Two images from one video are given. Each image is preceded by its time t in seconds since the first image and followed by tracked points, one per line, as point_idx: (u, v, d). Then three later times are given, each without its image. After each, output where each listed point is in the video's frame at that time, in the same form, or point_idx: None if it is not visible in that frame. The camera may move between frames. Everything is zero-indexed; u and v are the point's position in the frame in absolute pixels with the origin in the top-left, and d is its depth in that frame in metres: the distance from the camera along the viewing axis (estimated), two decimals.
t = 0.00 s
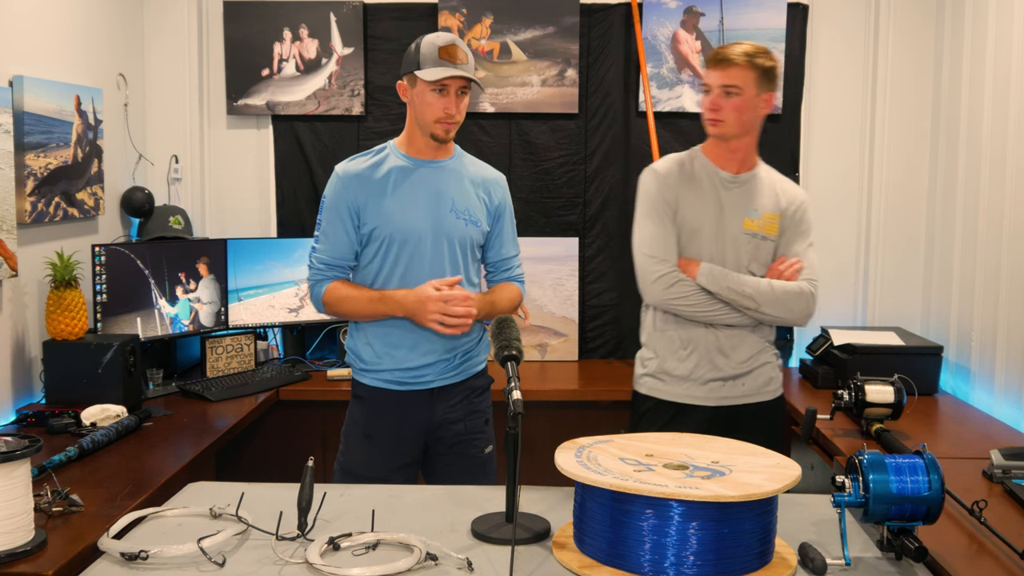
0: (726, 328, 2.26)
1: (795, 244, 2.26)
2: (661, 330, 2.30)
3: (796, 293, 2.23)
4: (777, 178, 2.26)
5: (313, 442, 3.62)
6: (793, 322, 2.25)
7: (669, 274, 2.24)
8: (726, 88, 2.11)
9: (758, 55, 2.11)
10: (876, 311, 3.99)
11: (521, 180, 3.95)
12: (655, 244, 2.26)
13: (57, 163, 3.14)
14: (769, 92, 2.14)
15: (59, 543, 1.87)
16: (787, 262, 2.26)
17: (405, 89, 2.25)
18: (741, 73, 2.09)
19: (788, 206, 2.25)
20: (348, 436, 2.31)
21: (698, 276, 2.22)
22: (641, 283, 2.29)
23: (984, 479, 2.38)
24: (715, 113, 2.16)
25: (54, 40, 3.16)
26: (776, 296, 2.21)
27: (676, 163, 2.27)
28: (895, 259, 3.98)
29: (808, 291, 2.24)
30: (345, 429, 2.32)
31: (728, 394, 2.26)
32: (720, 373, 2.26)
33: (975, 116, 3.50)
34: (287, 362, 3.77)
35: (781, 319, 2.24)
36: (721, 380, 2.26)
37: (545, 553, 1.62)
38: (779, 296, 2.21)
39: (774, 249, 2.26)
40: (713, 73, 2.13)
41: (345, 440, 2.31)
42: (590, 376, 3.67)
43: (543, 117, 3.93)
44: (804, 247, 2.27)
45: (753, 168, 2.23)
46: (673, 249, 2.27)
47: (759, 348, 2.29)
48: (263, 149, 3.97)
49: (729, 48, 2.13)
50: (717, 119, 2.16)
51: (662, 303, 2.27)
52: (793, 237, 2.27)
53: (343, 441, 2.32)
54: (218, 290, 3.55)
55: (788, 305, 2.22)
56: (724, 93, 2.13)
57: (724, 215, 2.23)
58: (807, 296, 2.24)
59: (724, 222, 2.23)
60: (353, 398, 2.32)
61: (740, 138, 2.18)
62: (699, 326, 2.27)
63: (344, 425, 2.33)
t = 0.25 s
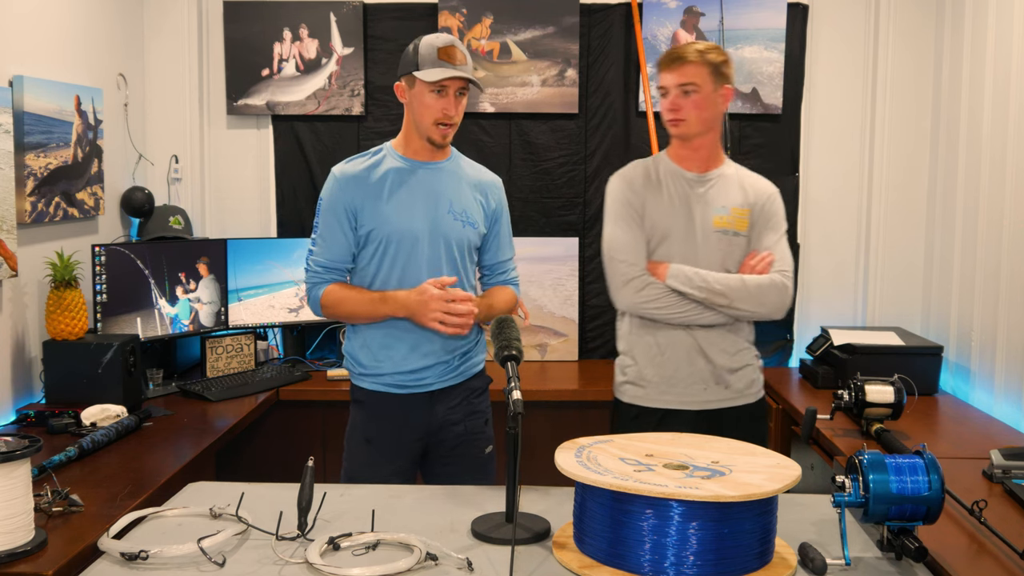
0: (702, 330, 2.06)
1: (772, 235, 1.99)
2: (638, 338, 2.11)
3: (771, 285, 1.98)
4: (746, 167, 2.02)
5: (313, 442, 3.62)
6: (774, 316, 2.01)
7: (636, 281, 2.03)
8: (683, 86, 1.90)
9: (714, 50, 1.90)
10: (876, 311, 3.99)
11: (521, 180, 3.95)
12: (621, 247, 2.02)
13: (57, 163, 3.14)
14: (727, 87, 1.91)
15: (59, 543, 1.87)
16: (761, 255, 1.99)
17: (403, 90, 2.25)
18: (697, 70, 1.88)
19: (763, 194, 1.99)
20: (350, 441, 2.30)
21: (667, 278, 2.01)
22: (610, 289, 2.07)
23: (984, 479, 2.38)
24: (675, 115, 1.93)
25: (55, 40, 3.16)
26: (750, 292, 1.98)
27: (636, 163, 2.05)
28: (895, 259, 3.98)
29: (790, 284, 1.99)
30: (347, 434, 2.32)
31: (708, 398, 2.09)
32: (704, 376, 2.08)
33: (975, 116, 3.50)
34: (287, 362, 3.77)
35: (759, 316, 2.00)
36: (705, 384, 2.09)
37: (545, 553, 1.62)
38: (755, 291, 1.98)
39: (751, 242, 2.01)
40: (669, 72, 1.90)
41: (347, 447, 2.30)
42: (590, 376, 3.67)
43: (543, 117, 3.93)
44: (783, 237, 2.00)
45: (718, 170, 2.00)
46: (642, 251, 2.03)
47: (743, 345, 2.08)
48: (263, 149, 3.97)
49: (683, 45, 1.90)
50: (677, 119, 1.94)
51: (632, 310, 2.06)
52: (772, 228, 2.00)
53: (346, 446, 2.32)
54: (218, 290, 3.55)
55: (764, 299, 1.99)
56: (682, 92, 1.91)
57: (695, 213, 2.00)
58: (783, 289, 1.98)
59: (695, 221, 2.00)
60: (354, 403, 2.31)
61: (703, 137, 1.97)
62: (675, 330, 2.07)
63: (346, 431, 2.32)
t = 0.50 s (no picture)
0: (678, 331, 2.29)
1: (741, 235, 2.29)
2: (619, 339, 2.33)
3: (739, 285, 2.25)
4: (717, 169, 2.32)
5: (313, 442, 3.62)
6: (743, 316, 2.26)
7: (612, 284, 2.30)
8: (659, 86, 2.24)
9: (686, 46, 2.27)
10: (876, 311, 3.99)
11: (521, 180, 3.95)
12: (599, 256, 2.32)
13: (57, 163, 3.14)
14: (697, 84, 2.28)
15: (59, 543, 1.87)
16: (733, 255, 2.29)
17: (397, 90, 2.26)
18: (670, 66, 2.22)
19: (729, 199, 2.29)
20: (346, 441, 2.30)
21: (640, 282, 2.27)
22: (588, 297, 2.34)
23: (984, 479, 2.38)
24: (656, 112, 2.25)
25: (54, 40, 3.16)
26: (720, 292, 2.24)
27: (614, 173, 2.34)
28: (895, 259, 3.98)
29: (752, 284, 2.26)
30: (343, 433, 2.31)
31: (686, 397, 2.28)
32: (680, 375, 2.28)
33: (975, 116, 3.50)
34: (286, 362, 3.76)
35: (729, 315, 2.25)
36: (682, 383, 2.28)
37: (545, 553, 1.62)
38: (724, 292, 2.24)
39: (721, 243, 2.30)
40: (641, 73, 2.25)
41: (343, 446, 2.30)
42: (590, 376, 3.67)
43: (543, 116, 3.93)
44: (752, 237, 2.30)
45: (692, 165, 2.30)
46: (618, 259, 2.33)
47: (718, 345, 2.31)
48: (263, 150, 3.97)
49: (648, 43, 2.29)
50: (657, 118, 2.25)
51: (609, 315, 2.31)
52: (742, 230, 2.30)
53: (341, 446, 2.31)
54: (218, 290, 3.55)
55: (732, 299, 2.24)
56: (658, 91, 2.25)
57: (668, 217, 2.28)
58: (751, 288, 2.26)
59: (667, 225, 2.29)
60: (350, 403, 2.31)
61: (681, 132, 2.27)
62: (652, 332, 2.30)
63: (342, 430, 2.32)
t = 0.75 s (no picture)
0: (662, 333, 2.38)
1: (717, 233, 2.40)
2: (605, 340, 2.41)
3: (719, 288, 2.36)
4: (696, 168, 2.41)
5: (313, 442, 3.62)
6: (723, 316, 2.37)
7: (595, 291, 2.38)
8: (642, 91, 2.32)
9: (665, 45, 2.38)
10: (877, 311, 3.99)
11: (522, 180, 3.95)
12: (582, 263, 2.40)
13: (56, 163, 3.14)
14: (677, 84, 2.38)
15: (59, 543, 1.87)
16: (711, 256, 2.41)
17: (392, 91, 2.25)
18: (652, 70, 2.32)
19: (707, 199, 2.39)
20: (341, 438, 2.30)
21: (622, 287, 2.37)
22: (572, 305, 2.42)
23: (984, 479, 2.38)
24: (640, 117, 2.34)
25: (54, 39, 3.16)
26: (700, 296, 2.34)
27: (593, 176, 2.42)
28: (895, 259, 3.98)
29: (731, 286, 2.38)
30: (338, 430, 2.32)
31: (673, 394, 2.36)
32: (665, 375, 2.36)
33: (975, 116, 3.50)
34: (286, 362, 3.76)
35: (710, 317, 2.36)
36: (669, 381, 2.37)
37: (545, 553, 1.62)
38: (704, 295, 2.34)
39: (700, 243, 2.41)
40: (626, 79, 2.33)
41: (339, 443, 2.31)
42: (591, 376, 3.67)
43: (543, 116, 3.93)
44: (729, 237, 2.41)
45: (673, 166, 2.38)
46: (599, 265, 2.42)
47: (700, 343, 2.41)
48: (263, 149, 3.97)
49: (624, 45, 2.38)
50: (642, 123, 2.33)
51: (594, 321, 2.39)
52: (719, 229, 2.41)
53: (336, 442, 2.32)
54: (218, 289, 3.55)
55: (712, 302, 2.35)
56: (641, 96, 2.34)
57: (649, 218, 2.37)
58: (731, 291, 2.37)
59: (647, 226, 2.38)
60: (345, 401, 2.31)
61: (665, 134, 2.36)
62: (635, 334, 2.39)
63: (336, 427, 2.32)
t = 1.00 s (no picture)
0: (662, 333, 2.39)
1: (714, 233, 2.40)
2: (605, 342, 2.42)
3: (718, 288, 2.36)
4: (691, 168, 2.41)
5: (313, 442, 3.62)
6: (723, 315, 2.38)
7: (594, 295, 2.39)
8: (642, 107, 2.31)
9: (659, 55, 2.36)
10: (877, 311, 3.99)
11: (522, 180, 3.95)
12: (580, 266, 2.41)
13: (56, 163, 3.14)
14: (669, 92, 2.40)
15: (59, 543, 1.87)
16: (710, 255, 2.41)
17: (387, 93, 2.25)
18: (653, 87, 2.31)
19: (703, 198, 2.39)
20: (340, 436, 2.30)
21: (620, 290, 2.37)
22: (571, 309, 2.43)
23: (984, 479, 2.38)
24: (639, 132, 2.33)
25: (54, 39, 3.16)
26: (699, 296, 2.34)
27: (588, 178, 2.43)
28: (895, 259, 3.98)
29: (730, 285, 2.39)
30: (337, 427, 2.32)
31: (674, 394, 2.36)
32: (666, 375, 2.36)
33: (975, 116, 3.50)
34: (286, 362, 3.76)
35: (709, 317, 2.37)
36: (671, 381, 2.36)
37: (545, 553, 1.62)
38: (702, 295, 2.35)
39: (698, 243, 2.41)
40: (626, 95, 2.31)
41: (338, 441, 2.30)
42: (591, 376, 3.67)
43: (543, 117, 3.93)
44: (726, 236, 2.42)
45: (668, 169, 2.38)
46: (597, 267, 2.43)
47: (701, 344, 2.41)
48: (263, 149, 3.97)
49: (619, 56, 2.35)
50: (642, 138, 2.32)
51: (593, 325, 2.40)
52: (715, 229, 2.41)
53: (335, 440, 2.32)
54: (218, 289, 3.55)
55: (712, 302, 2.36)
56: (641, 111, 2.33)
57: (647, 220, 2.37)
58: (730, 290, 2.38)
59: (644, 229, 2.38)
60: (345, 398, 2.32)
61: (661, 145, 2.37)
62: (635, 335, 2.40)
63: (335, 424, 2.32)
